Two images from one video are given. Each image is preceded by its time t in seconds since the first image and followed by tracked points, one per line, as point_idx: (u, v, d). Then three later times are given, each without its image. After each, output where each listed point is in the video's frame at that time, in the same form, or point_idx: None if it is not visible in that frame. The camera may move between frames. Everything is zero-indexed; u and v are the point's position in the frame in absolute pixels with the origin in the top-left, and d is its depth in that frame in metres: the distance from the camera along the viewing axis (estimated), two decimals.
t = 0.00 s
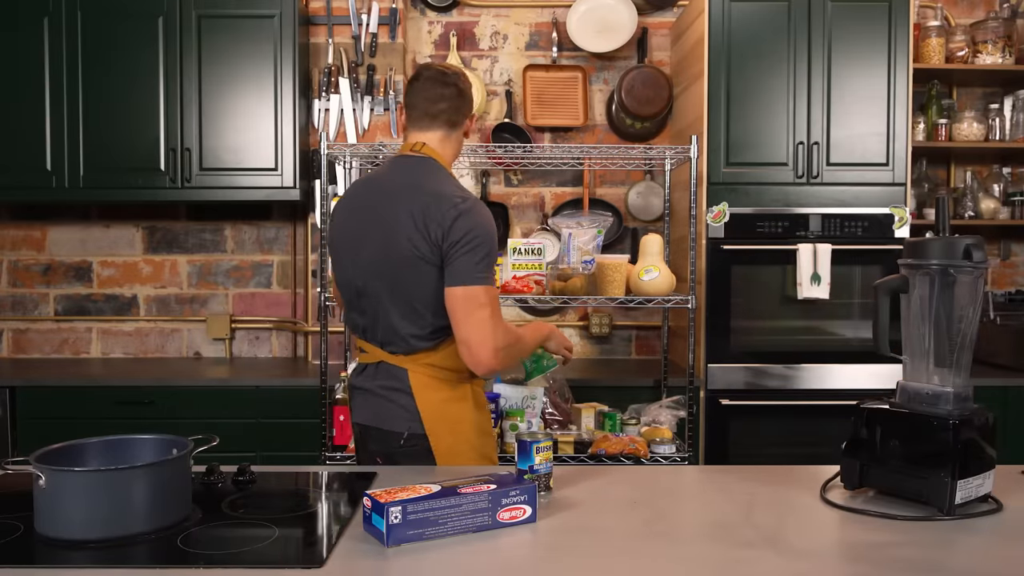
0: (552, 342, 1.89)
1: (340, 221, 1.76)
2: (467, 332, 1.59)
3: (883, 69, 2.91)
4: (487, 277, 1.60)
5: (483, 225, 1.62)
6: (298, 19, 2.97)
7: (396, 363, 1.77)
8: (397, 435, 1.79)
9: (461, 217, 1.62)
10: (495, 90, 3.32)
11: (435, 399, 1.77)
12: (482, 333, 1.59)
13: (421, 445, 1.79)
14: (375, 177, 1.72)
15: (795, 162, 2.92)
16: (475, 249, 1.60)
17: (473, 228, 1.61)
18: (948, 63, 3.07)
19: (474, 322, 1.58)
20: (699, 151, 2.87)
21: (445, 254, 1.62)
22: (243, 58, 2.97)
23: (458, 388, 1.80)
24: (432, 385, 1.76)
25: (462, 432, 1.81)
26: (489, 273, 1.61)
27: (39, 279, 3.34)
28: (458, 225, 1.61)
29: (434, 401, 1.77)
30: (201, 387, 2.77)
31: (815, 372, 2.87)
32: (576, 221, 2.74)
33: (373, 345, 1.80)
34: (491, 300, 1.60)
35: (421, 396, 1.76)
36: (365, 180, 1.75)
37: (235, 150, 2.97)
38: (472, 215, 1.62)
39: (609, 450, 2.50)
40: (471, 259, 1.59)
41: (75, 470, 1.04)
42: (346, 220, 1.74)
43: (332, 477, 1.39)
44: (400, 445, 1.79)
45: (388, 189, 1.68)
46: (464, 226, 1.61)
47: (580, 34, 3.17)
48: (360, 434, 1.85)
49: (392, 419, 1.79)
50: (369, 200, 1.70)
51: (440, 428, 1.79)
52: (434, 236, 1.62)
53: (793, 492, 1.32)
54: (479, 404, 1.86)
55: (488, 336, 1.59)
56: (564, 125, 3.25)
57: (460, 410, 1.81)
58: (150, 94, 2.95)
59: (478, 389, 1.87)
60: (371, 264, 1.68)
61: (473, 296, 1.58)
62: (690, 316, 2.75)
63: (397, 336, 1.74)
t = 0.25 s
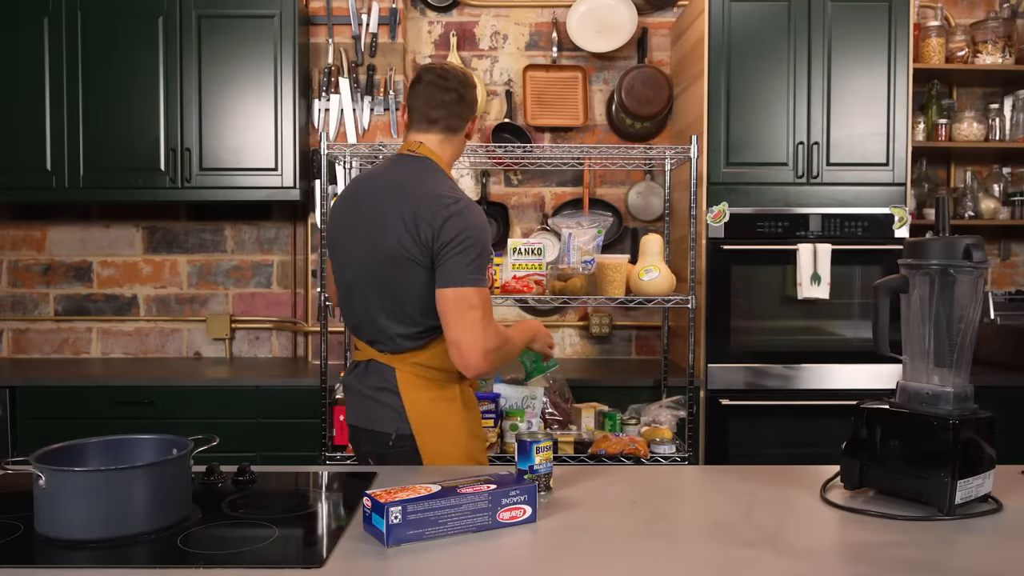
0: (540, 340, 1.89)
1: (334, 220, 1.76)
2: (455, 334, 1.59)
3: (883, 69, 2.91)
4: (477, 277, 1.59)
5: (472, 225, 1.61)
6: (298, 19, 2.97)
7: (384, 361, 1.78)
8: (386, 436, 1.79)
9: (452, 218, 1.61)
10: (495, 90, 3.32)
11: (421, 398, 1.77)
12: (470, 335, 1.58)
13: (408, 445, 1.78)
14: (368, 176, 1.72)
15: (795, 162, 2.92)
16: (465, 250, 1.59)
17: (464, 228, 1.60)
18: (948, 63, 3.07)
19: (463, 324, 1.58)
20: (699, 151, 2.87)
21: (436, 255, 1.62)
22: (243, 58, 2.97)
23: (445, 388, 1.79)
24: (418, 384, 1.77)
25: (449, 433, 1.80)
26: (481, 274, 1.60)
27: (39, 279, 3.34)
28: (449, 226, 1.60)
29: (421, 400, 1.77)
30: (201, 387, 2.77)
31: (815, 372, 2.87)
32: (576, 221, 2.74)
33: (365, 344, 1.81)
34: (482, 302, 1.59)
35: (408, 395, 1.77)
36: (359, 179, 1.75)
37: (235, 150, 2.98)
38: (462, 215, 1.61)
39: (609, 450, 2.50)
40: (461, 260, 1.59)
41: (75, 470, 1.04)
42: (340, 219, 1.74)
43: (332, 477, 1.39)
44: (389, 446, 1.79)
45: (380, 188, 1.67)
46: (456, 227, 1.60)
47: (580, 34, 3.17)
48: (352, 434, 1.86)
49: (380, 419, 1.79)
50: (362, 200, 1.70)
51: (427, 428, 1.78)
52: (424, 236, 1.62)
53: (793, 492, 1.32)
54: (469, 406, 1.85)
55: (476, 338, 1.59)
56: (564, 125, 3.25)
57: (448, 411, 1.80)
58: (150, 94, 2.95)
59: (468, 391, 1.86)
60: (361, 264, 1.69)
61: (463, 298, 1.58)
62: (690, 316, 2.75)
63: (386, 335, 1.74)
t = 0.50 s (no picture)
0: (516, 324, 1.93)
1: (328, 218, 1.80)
2: (430, 334, 1.59)
3: (883, 69, 2.91)
4: (453, 278, 1.58)
5: (447, 226, 1.59)
6: (298, 19, 2.97)
7: (359, 354, 1.83)
8: (355, 428, 1.84)
9: (421, 219, 1.59)
10: (495, 90, 3.32)
11: (386, 392, 1.79)
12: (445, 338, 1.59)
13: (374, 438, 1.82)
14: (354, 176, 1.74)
15: (795, 163, 2.92)
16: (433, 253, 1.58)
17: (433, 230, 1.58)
18: (948, 63, 3.07)
19: (439, 325, 1.58)
20: (699, 151, 2.87)
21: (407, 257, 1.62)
22: (243, 58, 2.97)
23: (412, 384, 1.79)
24: (384, 379, 1.79)
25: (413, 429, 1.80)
26: (450, 277, 1.58)
27: (39, 279, 3.34)
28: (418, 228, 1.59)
29: (387, 395, 1.80)
30: (201, 387, 2.77)
31: (815, 372, 2.87)
32: (576, 221, 2.75)
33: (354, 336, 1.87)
34: (457, 303, 1.59)
35: (374, 388, 1.80)
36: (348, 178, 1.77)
37: (235, 150, 2.98)
38: (432, 217, 1.59)
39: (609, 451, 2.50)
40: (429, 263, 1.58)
41: (75, 470, 1.04)
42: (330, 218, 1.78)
43: (331, 477, 1.39)
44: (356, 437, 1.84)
45: (360, 189, 1.69)
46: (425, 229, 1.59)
47: (580, 35, 3.17)
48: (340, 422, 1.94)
49: (351, 409, 1.84)
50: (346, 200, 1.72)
51: (392, 423, 1.81)
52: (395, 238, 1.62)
53: (793, 492, 1.31)
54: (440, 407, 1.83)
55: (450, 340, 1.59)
56: (564, 125, 3.25)
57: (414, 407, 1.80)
58: (150, 94, 2.95)
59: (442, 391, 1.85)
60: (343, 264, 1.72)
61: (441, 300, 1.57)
62: (690, 316, 2.75)
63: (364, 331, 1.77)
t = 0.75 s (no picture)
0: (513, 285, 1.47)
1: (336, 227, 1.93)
2: (374, 317, 1.58)
3: (883, 69, 2.91)
4: (383, 263, 1.57)
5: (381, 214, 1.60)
6: (298, 19, 2.97)
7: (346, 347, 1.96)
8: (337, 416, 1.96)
9: (358, 209, 1.62)
10: (495, 90, 3.32)
11: (350, 383, 1.88)
12: (391, 318, 1.56)
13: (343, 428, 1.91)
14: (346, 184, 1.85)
15: (795, 163, 2.92)
16: (365, 240, 1.59)
17: (366, 218, 1.60)
18: (948, 63, 3.07)
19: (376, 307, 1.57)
20: (698, 151, 2.87)
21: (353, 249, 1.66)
22: (242, 58, 2.96)
23: (367, 376, 1.84)
24: (350, 370, 1.88)
25: (365, 422, 1.84)
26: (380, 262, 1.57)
27: (39, 279, 3.34)
28: (354, 218, 1.62)
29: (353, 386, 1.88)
30: (201, 387, 2.77)
31: (815, 372, 2.87)
32: (576, 221, 2.76)
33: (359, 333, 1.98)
34: (394, 284, 1.57)
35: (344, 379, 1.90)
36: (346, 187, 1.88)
37: (235, 150, 2.97)
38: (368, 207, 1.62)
39: (609, 450, 2.50)
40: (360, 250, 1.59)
41: (75, 470, 1.04)
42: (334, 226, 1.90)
43: (331, 477, 1.39)
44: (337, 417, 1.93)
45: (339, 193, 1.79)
46: (360, 217, 1.61)
47: (580, 35, 3.17)
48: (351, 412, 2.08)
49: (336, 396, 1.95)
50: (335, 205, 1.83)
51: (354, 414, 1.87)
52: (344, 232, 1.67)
53: (793, 492, 1.31)
54: (410, 403, 1.83)
55: (396, 320, 1.56)
56: (564, 125, 3.25)
57: (370, 400, 1.84)
58: (150, 94, 2.95)
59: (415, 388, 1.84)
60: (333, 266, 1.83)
61: (384, 280, 1.57)
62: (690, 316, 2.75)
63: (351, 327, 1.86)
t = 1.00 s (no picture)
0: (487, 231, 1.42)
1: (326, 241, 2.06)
2: (363, 309, 1.65)
3: (883, 69, 2.91)
4: (367, 251, 1.68)
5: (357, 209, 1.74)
6: (298, 18, 2.97)
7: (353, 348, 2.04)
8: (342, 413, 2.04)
9: (335, 208, 1.75)
10: (495, 90, 3.32)
11: (342, 378, 1.96)
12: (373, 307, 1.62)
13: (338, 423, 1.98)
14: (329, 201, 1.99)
15: (795, 162, 2.92)
16: (348, 235, 1.70)
17: (345, 214, 1.73)
18: (948, 63, 3.07)
19: (361, 294, 1.65)
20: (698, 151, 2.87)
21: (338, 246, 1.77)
22: (242, 58, 2.96)
23: (352, 370, 1.91)
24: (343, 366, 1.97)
25: (349, 415, 1.91)
26: (364, 250, 1.68)
27: (39, 279, 3.34)
28: (333, 216, 1.75)
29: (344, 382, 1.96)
30: (201, 386, 2.77)
31: (815, 372, 2.87)
32: (576, 221, 2.77)
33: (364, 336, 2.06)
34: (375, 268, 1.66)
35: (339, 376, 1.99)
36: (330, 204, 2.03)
37: (235, 150, 2.98)
38: (346, 205, 1.74)
39: (609, 450, 2.50)
40: (345, 244, 1.70)
41: (75, 470, 1.04)
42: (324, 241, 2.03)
43: (331, 477, 1.39)
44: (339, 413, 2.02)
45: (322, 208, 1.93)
46: (337, 215, 1.74)
47: (580, 34, 3.17)
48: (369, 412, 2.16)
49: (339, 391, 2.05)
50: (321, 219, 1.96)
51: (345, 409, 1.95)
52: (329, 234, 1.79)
53: (794, 492, 1.31)
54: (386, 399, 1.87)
55: (376, 309, 1.62)
56: (564, 125, 3.25)
57: (354, 393, 1.90)
58: (150, 94, 2.95)
59: (392, 384, 1.87)
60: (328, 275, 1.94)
61: (361, 271, 1.66)
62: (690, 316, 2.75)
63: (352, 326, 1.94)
